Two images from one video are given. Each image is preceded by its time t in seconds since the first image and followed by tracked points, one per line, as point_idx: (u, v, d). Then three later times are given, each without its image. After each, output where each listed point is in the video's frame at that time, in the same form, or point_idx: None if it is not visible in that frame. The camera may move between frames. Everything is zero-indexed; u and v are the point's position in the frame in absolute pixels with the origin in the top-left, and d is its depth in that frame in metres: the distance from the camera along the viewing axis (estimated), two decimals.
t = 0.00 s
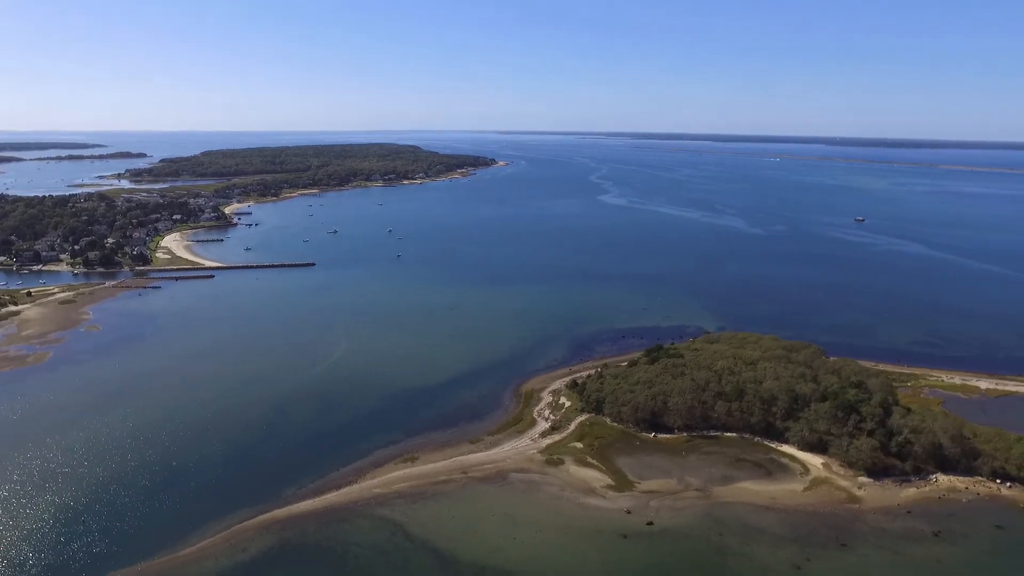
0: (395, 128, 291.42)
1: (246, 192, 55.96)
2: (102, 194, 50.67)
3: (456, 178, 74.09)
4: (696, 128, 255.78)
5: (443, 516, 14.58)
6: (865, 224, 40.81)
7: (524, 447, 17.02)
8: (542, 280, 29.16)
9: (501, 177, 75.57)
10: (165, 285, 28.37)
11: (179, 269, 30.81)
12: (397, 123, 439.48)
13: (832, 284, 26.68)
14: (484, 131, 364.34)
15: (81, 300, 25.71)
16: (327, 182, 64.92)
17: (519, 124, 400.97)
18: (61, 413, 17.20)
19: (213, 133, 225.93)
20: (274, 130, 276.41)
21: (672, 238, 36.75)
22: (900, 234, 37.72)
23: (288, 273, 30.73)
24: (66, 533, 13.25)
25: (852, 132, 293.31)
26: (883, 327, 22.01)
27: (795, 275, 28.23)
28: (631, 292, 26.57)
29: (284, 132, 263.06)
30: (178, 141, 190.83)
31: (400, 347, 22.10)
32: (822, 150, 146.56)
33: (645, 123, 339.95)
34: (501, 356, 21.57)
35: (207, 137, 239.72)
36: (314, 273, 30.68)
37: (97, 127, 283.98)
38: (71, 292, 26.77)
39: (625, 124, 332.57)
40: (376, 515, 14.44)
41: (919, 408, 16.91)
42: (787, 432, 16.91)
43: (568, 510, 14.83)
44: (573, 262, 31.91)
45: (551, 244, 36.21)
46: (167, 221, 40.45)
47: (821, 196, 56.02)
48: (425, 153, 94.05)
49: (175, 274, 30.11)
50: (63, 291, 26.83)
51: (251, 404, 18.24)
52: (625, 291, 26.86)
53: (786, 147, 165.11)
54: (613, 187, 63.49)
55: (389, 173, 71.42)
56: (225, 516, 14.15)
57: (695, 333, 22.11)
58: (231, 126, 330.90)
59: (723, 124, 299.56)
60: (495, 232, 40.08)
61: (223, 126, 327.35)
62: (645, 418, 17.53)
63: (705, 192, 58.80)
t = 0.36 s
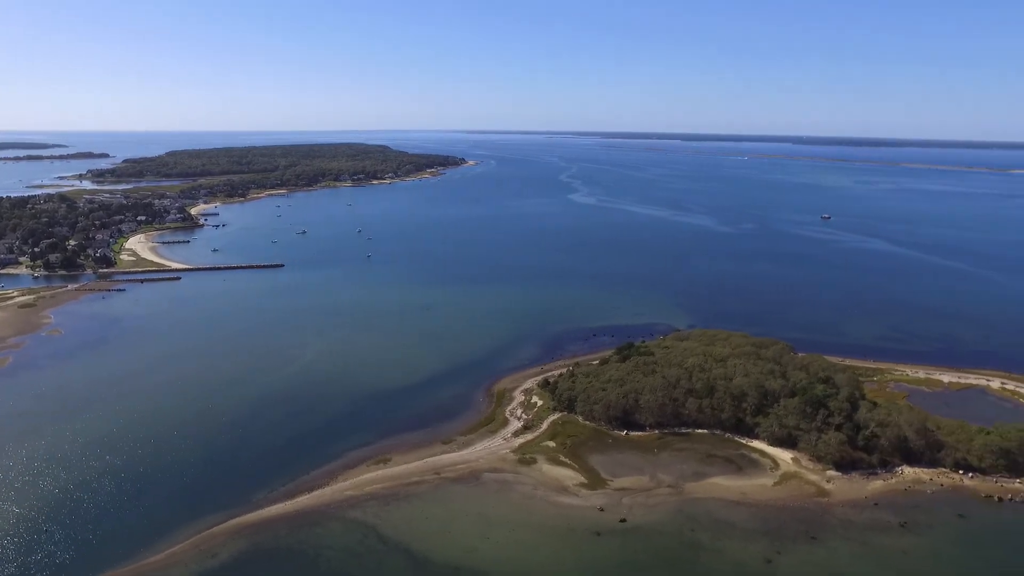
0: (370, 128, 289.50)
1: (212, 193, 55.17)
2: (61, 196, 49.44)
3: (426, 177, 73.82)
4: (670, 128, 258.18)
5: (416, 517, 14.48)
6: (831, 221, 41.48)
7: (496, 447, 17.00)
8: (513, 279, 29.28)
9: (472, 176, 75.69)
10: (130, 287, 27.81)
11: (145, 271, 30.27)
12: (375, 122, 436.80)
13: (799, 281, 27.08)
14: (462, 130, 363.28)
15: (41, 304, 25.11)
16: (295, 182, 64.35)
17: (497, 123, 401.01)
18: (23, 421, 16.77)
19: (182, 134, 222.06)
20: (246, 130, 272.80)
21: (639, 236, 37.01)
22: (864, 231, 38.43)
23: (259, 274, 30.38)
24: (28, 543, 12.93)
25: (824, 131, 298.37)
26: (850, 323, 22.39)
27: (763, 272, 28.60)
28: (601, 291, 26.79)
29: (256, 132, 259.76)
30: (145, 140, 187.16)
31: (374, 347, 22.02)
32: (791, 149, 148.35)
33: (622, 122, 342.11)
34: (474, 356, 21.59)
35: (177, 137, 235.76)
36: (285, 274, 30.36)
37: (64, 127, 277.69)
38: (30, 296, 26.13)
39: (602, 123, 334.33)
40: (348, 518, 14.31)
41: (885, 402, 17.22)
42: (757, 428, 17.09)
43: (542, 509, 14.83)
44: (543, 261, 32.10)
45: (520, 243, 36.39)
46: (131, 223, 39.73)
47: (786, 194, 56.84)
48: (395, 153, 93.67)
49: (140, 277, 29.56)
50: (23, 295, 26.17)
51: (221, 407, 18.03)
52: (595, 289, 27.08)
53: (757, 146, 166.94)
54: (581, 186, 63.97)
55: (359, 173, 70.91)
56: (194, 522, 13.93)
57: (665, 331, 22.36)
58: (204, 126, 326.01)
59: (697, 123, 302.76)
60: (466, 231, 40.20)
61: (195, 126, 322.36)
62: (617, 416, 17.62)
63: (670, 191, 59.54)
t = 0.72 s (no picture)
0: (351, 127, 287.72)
1: (185, 194, 54.50)
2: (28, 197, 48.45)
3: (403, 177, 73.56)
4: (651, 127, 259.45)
5: (395, 518, 14.42)
6: (805, 219, 41.97)
7: (474, 447, 16.98)
8: (491, 278, 29.33)
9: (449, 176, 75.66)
10: (101, 290, 27.35)
11: (116, 273, 29.83)
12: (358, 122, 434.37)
13: (773, 279, 27.36)
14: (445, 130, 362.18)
15: (9, 307, 24.62)
16: (270, 182, 63.82)
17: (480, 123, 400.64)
18: None
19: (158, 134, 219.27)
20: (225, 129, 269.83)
21: (614, 236, 37.16)
22: (835, 228, 38.97)
23: (236, 276, 30.08)
24: None
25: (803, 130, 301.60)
26: (824, 319, 22.67)
27: (737, 270, 28.86)
28: (578, 290, 26.91)
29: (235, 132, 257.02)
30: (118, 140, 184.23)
31: (351, 348, 21.93)
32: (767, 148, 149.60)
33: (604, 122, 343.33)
34: (452, 356, 21.58)
35: (152, 137, 232.45)
36: (262, 275, 30.08)
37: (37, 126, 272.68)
38: None
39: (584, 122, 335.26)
40: (325, 520, 14.20)
41: (858, 398, 17.45)
42: (733, 425, 17.23)
43: (520, 508, 14.82)
44: (520, 260, 32.18)
45: (496, 242, 36.47)
46: (102, 225, 39.11)
47: (758, 193, 57.44)
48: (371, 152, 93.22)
49: (112, 279, 29.12)
50: None
51: (196, 410, 17.85)
52: (571, 288, 27.20)
53: (733, 145, 168.41)
54: (556, 186, 64.20)
55: (335, 173, 70.45)
56: (168, 527, 13.77)
57: (641, 329, 22.51)
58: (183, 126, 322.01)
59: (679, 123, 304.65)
60: (441, 230, 40.21)
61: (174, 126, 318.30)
62: (595, 415, 17.68)
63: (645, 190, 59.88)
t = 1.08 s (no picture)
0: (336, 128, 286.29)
1: (162, 194, 53.94)
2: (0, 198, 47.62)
3: (384, 177, 73.40)
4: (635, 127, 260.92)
5: (377, 519, 14.34)
6: (782, 218, 42.41)
7: (456, 447, 16.95)
8: (473, 277, 29.33)
9: (430, 175, 75.54)
10: (77, 292, 26.96)
11: (92, 275, 29.45)
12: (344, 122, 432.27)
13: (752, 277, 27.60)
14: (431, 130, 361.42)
15: None
16: (249, 182, 63.32)
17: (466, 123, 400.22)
18: None
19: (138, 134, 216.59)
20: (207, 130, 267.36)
21: (594, 235, 37.29)
22: (812, 227, 39.42)
23: (217, 277, 29.82)
24: None
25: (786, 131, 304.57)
26: (803, 317, 22.89)
27: (715, 269, 29.09)
28: (559, 290, 26.97)
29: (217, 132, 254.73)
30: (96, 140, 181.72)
31: (333, 349, 21.85)
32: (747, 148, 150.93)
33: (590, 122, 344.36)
34: (435, 356, 21.54)
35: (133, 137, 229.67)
36: (243, 276, 29.83)
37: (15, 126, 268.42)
38: None
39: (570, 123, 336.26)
40: (307, 522, 14.09)
41: (838, 394, 17.63)
42: (714, 423, 17.34)
43: (503, 508, 14.79)
44: (501, 260, 32.22)
45: (478, 242, 36.49)
46: (77, 226, 38.59)
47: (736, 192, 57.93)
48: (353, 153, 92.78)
49: (88, 280, 28.74)
50: None
51: (176, 413, 17.70)
52: (553, 288, 27.28)
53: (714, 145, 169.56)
54: (537, 185, 64.35)
55: (314, 173, 70.07)
56: (148, 530, 13.61)
57: (622, 328, 22.61)
58: (165, 127, 318.75)
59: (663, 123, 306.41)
60: (423, 230, 40.15)
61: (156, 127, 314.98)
62: (576, 414, 17.71)
63: (625, 189, 60.19)
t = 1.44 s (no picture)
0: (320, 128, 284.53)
1: (140, 194, 53.37)
2: None
3: (366, 177, 73.14)
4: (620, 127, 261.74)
5: (360, 520, 14.28)
6: (763, 216, 42.73)
7: (439, 447, 16.92)
8: (456, 277, 29.30)
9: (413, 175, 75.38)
10: (54, 294, 26.56)
11: (69, 276, 29.07)
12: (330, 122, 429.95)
13: (732, 275, 27.80)
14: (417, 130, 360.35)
15: None
16: (229, 182, 62.82)
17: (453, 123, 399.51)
18: None
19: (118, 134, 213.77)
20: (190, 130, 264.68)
21: (575, 234, 37.37)
22: (791, 225, 39.77)
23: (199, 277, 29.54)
24: None
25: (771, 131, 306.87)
26: (784, 315, 23.08)
27: (695, 267, 29.29)
28: (542, 289, 27.01)
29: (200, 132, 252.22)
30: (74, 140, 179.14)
31: (316, 349, 21.75)
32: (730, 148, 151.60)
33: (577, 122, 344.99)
34: (418, 356, 21.51)
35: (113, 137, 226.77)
36: (225, 277, 29.58)
37: None
38: None
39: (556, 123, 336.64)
40: (289, 525, 13.98)
41: (818, 391, 17.80)
42: (696, 420, 17.44)
43: (486, 508, 14.77)
44: (483, 259, 32.24)
45: (460, 241, 36.47)
46: (53, 227, 38.08)
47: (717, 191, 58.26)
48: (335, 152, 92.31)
49: (66, 282, 28.37)
50: None
51: (156, 415, 17.52)
52: (535, 287, 27.31)
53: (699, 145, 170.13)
54: (519, 184, 64.40)
55: (295, 173, 69.65)
56: (128, 534, 13.47)
57: (604, 327, 22.68)
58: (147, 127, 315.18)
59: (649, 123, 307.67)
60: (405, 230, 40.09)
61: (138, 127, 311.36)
62: (560, 412, 17.74)
63: (606, 188, 60.47)
